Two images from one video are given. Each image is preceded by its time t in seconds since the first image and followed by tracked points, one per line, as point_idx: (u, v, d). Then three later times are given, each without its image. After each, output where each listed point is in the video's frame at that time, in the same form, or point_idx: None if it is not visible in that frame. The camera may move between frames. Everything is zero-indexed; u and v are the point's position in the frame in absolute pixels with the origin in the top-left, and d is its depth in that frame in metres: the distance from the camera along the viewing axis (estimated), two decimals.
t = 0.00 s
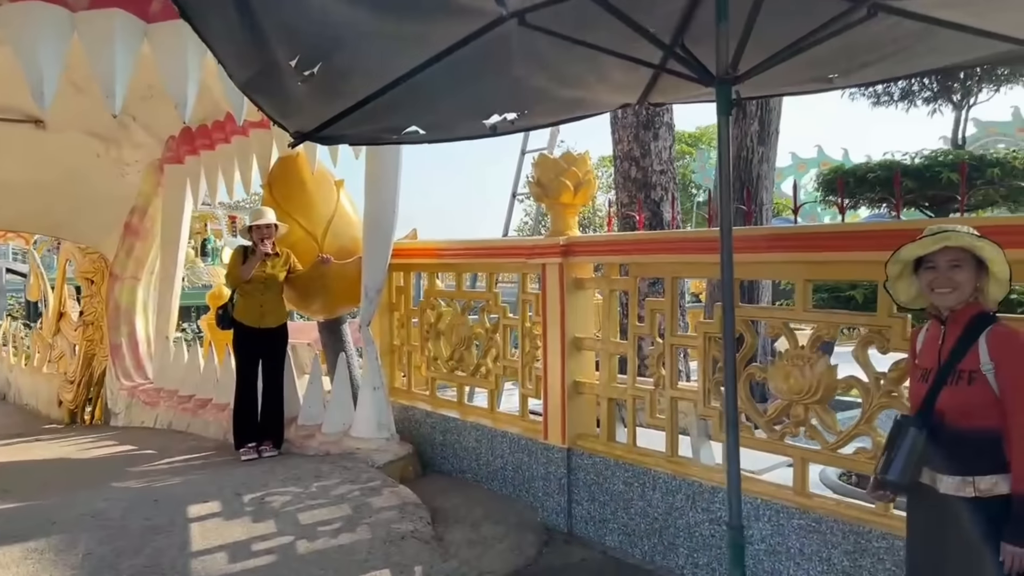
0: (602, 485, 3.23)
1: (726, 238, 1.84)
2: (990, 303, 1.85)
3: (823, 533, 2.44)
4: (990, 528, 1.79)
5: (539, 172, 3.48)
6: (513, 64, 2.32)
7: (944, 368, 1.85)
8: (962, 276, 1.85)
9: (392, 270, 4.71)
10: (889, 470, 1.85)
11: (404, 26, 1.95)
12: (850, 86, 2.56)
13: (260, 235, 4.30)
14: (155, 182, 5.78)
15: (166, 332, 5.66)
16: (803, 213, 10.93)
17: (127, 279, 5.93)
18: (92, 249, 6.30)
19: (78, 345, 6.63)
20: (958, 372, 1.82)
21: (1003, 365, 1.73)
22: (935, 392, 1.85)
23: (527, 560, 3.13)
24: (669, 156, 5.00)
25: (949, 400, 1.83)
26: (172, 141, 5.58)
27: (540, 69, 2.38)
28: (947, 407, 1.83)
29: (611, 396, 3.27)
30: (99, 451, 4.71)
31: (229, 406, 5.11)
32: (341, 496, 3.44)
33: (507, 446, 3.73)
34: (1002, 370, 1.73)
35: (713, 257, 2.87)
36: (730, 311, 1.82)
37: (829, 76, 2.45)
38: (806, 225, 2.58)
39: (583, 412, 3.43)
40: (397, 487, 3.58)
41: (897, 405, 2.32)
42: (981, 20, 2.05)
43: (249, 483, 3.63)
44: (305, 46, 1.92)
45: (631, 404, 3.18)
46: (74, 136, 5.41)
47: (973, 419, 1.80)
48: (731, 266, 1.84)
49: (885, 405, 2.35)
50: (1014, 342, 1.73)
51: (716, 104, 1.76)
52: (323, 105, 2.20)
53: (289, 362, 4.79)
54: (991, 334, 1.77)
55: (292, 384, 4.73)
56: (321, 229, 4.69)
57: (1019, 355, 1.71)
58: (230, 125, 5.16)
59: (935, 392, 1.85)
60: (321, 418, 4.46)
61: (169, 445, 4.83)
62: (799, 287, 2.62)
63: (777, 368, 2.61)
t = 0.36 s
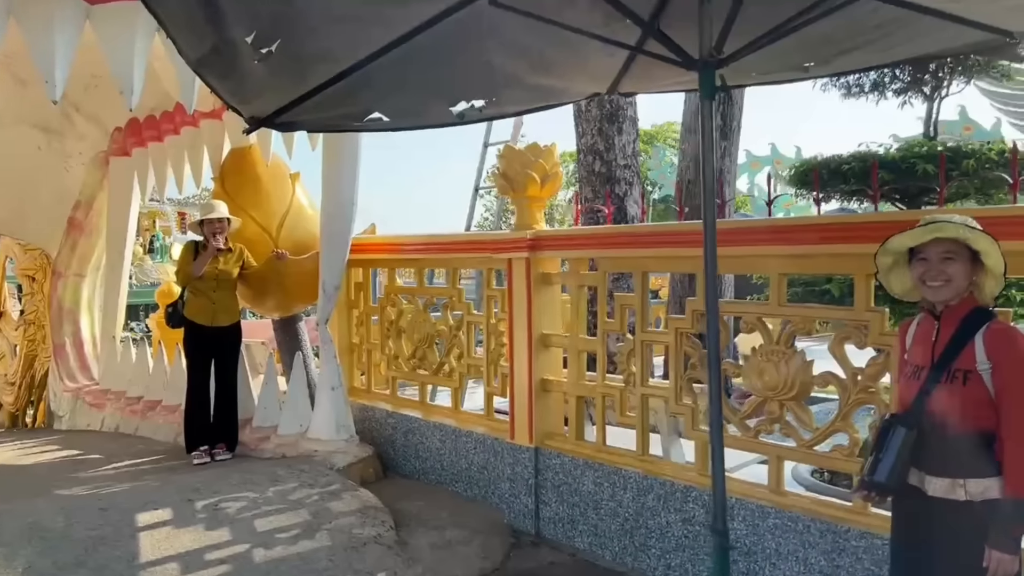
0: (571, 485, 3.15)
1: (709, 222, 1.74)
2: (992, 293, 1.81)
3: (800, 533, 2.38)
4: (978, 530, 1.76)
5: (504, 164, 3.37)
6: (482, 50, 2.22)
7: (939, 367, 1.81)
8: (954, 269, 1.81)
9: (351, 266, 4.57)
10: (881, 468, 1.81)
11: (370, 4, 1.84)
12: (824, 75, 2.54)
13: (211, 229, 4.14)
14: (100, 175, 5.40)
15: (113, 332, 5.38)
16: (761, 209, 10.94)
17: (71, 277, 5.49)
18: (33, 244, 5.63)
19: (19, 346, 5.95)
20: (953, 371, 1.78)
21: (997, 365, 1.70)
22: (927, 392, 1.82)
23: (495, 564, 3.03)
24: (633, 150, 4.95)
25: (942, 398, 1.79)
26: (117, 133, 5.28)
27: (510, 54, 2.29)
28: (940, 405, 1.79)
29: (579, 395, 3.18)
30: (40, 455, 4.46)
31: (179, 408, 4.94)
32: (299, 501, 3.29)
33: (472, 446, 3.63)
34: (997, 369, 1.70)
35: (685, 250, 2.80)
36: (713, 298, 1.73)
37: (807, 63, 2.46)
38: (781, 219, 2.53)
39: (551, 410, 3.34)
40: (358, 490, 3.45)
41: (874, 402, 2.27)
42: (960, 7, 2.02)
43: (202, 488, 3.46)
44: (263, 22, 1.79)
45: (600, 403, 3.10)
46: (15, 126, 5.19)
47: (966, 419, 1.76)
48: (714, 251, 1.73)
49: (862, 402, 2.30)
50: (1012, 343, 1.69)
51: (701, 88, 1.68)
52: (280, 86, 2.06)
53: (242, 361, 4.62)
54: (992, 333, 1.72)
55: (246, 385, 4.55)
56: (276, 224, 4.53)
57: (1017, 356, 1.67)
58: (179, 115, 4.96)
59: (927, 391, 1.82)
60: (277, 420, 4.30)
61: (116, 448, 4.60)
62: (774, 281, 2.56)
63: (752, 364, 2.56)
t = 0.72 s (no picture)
0: (560, 494, 3.07)
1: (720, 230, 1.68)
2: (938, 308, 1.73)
3: (800, 543, 2.33)
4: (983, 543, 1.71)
5: (490, 163, 3.30)
6: (475, 46, 2.14)
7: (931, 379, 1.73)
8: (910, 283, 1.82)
9: (328, 268, 4.45)
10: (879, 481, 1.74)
11: None
12: (821, 73, 2.50)
13: (183, 230, 3.98)
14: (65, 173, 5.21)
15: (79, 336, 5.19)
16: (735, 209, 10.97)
17: (34, 278, 5.29)
18: None
19: None
20: (944, 386, 1.70)
21: (989, 379, 1.62)
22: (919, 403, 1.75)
23: None
24: (615, 150, 4.89)
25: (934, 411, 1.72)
26: (84, 131, 5.10)
27: (504, 50, 2.21)
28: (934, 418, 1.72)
29: (569, 400, 3.11)
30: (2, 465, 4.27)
31: (149, 415, 4.77)
32: (278, 513, 3.18)
33: (456, 453, 3.53)
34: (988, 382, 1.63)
35: (678, 252, 2.73)
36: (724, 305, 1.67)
37: (806, 62, 2.42)
38: (777, 220, 2.47)
39: (538, 416, 3.27)
40: (339, 500, 3.34)
41: (877, 408, 2.22)
42: (965, 4, 1.97)
43: (175, 500, 3.33)
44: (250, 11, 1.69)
45: (591, 408, 3.02)
46: None
47: (961, 432, 1.69)
48: (728, 260, 1.67)
49: (864, 408, 2.25)
50: (1003, 355, 1.62)
51: (712, 86, 1.61)
52: (265, 81, 1.95)
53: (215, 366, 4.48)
54: (981, 346, 1.65)
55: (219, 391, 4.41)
56: (250, 225, 4.39)
57: (1009, 369, 1.60)
58: (148, 113, 4.79)
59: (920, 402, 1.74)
60: (253, 427, 4.17)
61: (83, 457, 4.43)
62: (772, 285, 2.51)
63: (749, 368, 2.51)
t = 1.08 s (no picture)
0: (561, 500, 3.01)
1: (738, 234, 1.63)
2: (882, 313, 1.83)
3: (810, 550, 2.28)
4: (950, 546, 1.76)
5: (489, 162, 3.22)
6: (480, 42, 2.08)
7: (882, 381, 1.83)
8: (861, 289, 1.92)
9: (321, 270, 4.37)
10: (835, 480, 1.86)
11: None
12: (831, 70, 2.45)
13: (173, 230, 3.90)
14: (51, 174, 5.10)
15: (66, 340, 5.09)
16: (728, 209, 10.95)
17: (20, 282, 5.20)
18: None
19: None
20: (888, 384, 1.80)
21: (919, 374, 1.70)
22: (873, 405, 1.85)
23: None
24: (612, 151, 4.84)
25: (884, 412, 1.82)
26: (71, 130, 5.00)
27: (508, 46, 2.14)
28: (882, 418, 1.83)
29: (570, 405, 3.05)
30: None
31: (138, 420, 4.69)
32: (272, 521, 3.10)
33: (453, 459, 3.47)
34: (917, 382, 1.71)
35: (682, 254, 2.68)
36: (743, 314, 1.64)
37: (814, 59, 2.37)
38: (786, 221, 2.42)
39: (538, 421, 3.21)
40: (334, 508, 3.26)
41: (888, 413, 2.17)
42: None
43: (166, 508, 3.25)
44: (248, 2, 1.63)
45: (592, 413, 2.97)
46: None
47: (907, 431, 1.78)
48: (745, 270, 1.63)
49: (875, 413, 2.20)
50: (931, 355, 1.70)
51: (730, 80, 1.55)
52: (262, 76, 1.88)
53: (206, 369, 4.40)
54: (915, 348, 1.73)
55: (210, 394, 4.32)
56: (241, 226, 4.30)
57: (934, 370, 1.68)
58: (137, 113, 4.71)
59: (873, 404, 1.85)
60: (244, 432, 4.09)
61: (70, 464, 4.33)
62: (779, 287, 2.45)
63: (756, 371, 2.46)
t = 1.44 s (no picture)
0: (581, 510, 2.91)
1: (782, 232, 1.55)
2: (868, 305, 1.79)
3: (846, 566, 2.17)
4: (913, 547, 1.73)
5: (505, 161, 3.11)
6: (500, 35, 1.98)
7: (848, 369, 1.81)
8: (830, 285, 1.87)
9: (332, 272, 4.29)
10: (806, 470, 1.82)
11: None
12: (866, 62, 2.35)
13: (181, 232, 3.82)
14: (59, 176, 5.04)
15: (74, 343, 5.01)
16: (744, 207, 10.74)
17: (28, 284, 5.13)
18: None
19: None
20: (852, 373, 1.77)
21: (880, 359, 1.69)
22: (839, 395, 1.81)
23: None
24: (628, 150, 4.74)
25: (847, 401, 1.78)
26: (78, 131, 4.93)
27: (530, 38, 2.05)
28: (846, 405, 1.79)
29: (589, 411, 2.95)
30: None
31: (146, 425, 4.60)
32: (283, 531, 3.01)
33: (468, 466, 3.37)
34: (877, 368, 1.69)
35: (707, 254, 2.58)
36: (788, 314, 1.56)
37: (850, 50, 2.27)
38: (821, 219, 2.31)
39: (556, 427, 3.11)
40: (346, 517, 3.17)
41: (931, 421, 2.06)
42: None
43: (174, 517, 3.16)
44: None
45: (613, 420, 2.87)
46: None
47: (868, 420, 1.74)
48: (789, 274, 1.55)
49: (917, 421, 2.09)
50: (882, 339, 1.70)
51: (770, 68, 1.47)
52: (272, 68, 1.79)
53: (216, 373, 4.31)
54: (873, 334, 1.72)
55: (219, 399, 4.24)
56: (251, 227, 4.21)
57: (882, 354, 1.68)
58: (145, 112, 4.60)
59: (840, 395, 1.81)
60: (254, 437, 4.00)
61: (76, 470, 4.25)
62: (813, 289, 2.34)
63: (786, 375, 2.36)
